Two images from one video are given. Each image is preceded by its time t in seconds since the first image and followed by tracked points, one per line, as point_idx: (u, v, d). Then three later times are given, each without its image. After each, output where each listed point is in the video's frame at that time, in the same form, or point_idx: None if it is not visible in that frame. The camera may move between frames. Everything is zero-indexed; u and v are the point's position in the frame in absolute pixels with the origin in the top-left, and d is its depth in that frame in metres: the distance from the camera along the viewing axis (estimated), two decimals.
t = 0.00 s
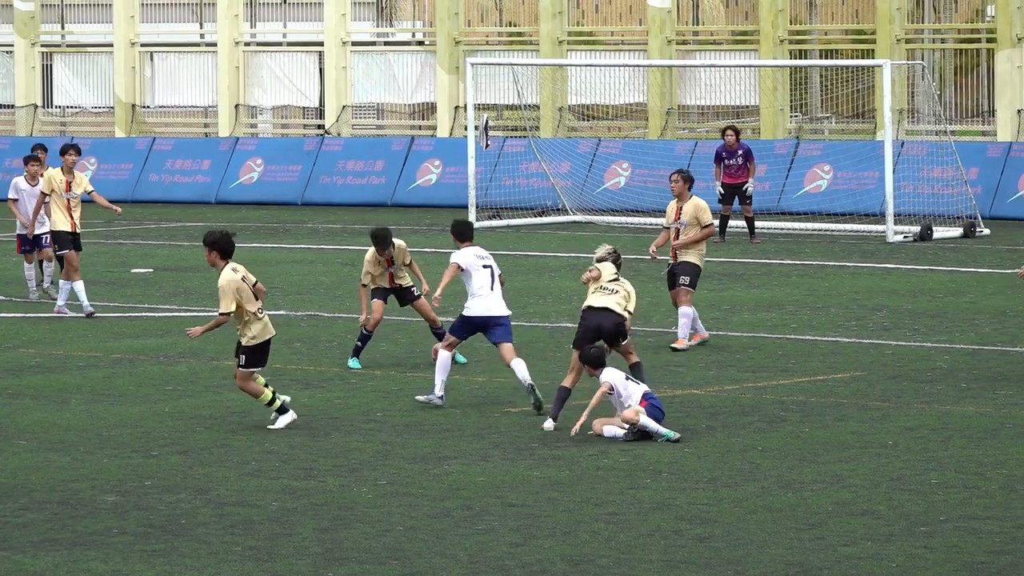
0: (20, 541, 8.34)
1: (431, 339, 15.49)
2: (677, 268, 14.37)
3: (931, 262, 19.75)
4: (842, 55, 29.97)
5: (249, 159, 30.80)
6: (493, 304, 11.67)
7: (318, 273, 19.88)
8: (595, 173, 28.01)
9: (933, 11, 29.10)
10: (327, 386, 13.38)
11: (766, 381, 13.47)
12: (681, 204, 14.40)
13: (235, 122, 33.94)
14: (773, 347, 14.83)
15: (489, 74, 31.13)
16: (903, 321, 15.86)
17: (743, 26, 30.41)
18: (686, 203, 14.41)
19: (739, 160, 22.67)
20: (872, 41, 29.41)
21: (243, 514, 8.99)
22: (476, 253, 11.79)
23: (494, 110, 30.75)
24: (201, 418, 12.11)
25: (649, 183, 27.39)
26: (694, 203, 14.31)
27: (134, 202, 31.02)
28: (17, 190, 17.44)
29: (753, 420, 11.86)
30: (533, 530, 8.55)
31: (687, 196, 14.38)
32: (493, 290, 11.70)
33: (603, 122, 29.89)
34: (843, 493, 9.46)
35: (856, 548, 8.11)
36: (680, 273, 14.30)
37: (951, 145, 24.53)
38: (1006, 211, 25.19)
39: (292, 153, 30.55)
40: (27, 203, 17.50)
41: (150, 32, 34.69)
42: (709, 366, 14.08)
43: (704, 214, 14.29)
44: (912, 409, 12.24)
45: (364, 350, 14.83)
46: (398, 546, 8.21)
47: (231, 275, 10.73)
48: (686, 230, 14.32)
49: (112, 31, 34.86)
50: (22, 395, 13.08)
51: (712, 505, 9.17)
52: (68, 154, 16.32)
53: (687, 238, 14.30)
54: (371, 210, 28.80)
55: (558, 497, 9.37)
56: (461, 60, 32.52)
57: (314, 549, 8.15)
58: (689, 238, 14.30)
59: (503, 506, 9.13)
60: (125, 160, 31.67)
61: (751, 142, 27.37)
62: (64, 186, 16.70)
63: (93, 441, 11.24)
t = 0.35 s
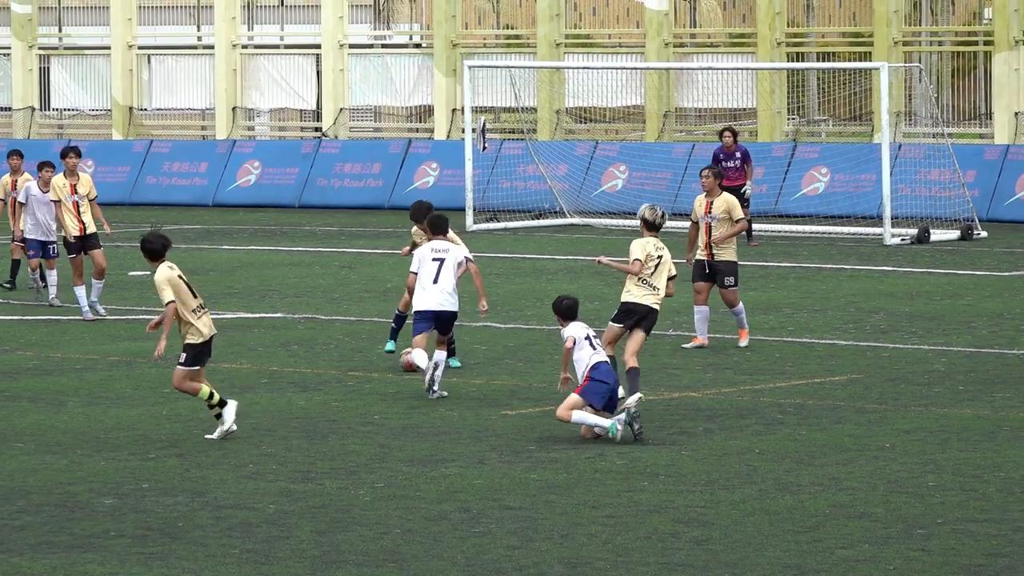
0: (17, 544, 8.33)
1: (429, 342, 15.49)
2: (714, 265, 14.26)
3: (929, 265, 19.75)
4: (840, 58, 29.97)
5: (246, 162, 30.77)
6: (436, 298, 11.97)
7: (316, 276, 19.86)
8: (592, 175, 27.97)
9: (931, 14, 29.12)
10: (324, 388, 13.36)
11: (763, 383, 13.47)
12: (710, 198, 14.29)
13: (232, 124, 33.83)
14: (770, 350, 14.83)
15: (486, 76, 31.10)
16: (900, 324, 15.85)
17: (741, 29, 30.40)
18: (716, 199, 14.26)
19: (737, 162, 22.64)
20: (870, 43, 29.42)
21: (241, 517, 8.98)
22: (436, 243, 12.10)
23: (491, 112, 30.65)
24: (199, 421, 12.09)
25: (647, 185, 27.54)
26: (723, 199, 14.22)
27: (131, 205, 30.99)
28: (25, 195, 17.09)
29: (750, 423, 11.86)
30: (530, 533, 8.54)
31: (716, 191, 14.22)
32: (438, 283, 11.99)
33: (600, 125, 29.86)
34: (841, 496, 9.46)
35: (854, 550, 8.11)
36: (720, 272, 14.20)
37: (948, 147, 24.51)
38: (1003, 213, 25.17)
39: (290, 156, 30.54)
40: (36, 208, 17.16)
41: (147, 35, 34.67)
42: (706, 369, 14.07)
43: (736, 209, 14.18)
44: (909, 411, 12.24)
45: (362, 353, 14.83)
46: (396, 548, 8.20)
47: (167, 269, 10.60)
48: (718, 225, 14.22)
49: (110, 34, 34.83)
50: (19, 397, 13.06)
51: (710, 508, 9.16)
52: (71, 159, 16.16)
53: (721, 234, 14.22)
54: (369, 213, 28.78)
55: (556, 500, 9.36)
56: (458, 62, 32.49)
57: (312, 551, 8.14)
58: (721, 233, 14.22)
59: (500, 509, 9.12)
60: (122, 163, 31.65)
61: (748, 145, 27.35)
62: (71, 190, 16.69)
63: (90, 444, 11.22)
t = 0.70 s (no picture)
0: (17, 549, 8.32)
1: (428, 347, 15.49)
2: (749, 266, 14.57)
3: (929, 270, 19.74)
4: (840, 63, 29.99)
5: (246, 167, 30.77)
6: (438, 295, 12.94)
7: (315, 281, 19.85)
8: (592, 180, 27.95)
9: (931, 19, 29.14)
10: (324, 394, 13.35)
11: (762, 388, 13.46)
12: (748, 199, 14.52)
13: (232, 130, 33.87)
14: (769, 355, 14.82)
15: (486, 81, 31.10)
16: (900, 329, 15.85)
17: (740, 34, 30.42)
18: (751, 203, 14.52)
19: (737, 166, 22.62)
20: (869, 48, 29.45)
21: (241, 522, 8.97)
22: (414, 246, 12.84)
23: (491, 118, 30.59)
24: (198, 426, 12.08)
25: (646, 190, 27.52)
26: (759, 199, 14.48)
27: (131, 210, 30.98)
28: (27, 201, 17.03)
29: (750, 428, 11.85)
30: (530, 538, 8.53)
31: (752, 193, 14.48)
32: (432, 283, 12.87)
33: (600, 129, 29.89)
34: (841, 501, 9.45)
35: (854, 555, 8.10)
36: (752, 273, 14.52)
37: (948, 152, 24.50)
38: (1003, 218, 25.17)
39: (290, 161, 30.55)
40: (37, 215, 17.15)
41: (147, 40, 34.68)
42: (706, 374, 14.06)
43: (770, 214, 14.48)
44: (909, 417, 12.23)
45: (361, 359, 14.83)
46: (395, 553, 8.20)
47: (61, 271, 10.43)
48: (754, 228, 14.54)
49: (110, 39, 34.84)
50: (17, 403, 13.04)
51: (710, 513, 9.15)
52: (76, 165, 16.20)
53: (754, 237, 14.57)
54: (369, 218, 28.77)
55: (556, 505, 9.35)
56: (458, 67, 32.49)
57: (311, 557, 8.13)
58: (756, 238, 14.56)
59: (500, 514, 9.11)
60: (122, 168, 31.65)
61: (749, 150, 27.36)
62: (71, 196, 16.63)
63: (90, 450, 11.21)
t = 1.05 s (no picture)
0: (22, 560, 8.31)
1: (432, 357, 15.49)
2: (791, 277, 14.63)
3: (934, 281, 19.72)
4: (845, 73, 29.97)
5: (251, 178, 30.80)
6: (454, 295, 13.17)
7: (320, 292, 19.86)
8: (597, 191, 27.96)
9: (935, 29, 29.12)
10: (329, 404, 13.35)
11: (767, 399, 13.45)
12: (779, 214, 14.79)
13: (237, 140, 33.95)
14: (774, 366, 14.81)
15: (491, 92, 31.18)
16: (905, 339, 15.84)
17: (745, 44, 30.39)
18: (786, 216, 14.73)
19: (741, 176, 22.64)
20: (874, 58, 29.41)
21: (246, 533, 8.97)
22: (440, 242, 13.00)
23: (495, 127, 30.84)
24: (203, 436, 12.08)
25: (651, 202, 27.42)
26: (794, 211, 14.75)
27: (136, 221, 30.99)
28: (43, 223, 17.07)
29: (755, 439, 11.84)
30: (534, 549, 8.52)
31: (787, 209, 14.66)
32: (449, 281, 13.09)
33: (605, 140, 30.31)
34: (846, 512, 9.43)
35: (859, 566, 8.08)
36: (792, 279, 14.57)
37: (953, 163, 24.51)
38: (1008, 228, 25.15)
39: (294, 172, 30.57)
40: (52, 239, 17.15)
41: (152, 51, 34.70)
42: (711, 385, 14.05)
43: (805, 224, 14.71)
44: (914, 427, 12.21)
45: (366, 369, 14.84)
46: (400, 564, 8.19)
47: None
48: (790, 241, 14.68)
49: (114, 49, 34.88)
50: (23, 413, 13.05)
51: (715, 524, 9.14)
52: (73, 180, 16.12)
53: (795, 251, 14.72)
54: (373, 229, 28.78)
55: (560, 515, 9.34)
56: (463, 78, 32.54)
57: (317, 567, 8.12)
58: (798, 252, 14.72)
59: (505, 525, 9.10)
60: (126, 179, 31.66)
61: (753, 160, 27.37)
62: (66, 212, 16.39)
63: (95, 460, 11.21)
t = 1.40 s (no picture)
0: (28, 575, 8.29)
1: (439, 372, 15.48)
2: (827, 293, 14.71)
3: (941, 295, 19.68)
4: (852, 87, 29.99)
5: (258, 192, 30.84)
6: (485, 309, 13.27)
7: (327, 306, 19.86)
8: (603, 205, 27.97)
9: (943, 43, 29.01)
10: (335, 418, 13.33)
11: (775, 413, 13.42)
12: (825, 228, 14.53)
13: (244, 154, 34.00)
14: (781, 380, 14.77)
15: (498, 105, 31.22)
16: (912, 354, 15.81)
17: (752, 58, 30.39)
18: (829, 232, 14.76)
19: (749, 190, 22.66)
20: (881, 73, 29.43)
21: (253, 547, 8.95)
22: (472, 260, 12.95)
23: (502, 142, 30.73)
24: (209, 450, 12.07)
25: (658, 216, 27.45)
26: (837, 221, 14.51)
27: (143, 234, 31.02)
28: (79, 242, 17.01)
29: (762, 454, 11.81)
30: (541, 563, 8.49)
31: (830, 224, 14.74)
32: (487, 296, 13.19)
33: (613, 154, 30.12)
34: (854, 527, 9.40)
35: None
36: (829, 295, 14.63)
37: (960, 177, 24.49)
38: (1015, 242, 25.09)
39: (302, 186, 30.62)
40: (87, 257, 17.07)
41: (159, 64, 34.76)
42: (718, 400, 14.02)
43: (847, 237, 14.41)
44: (922, 442, 12.17)
45: (373, 383, 14.83)
46: None
47: None
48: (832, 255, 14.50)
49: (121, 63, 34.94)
50: (31, 428, 13.05)
51: (722, 538, 9.11)
52: (65, 200, 16.10)
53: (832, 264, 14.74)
54: (381, 243, 28.79)
55: (567, 530, 9.32)
56: (470, 92, 32.58)
57: None
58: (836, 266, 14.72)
59: (512, 539, 9.08)
60: (134, 193, 31.69)
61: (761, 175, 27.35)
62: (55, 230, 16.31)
63: (101, 475, 11.19)
